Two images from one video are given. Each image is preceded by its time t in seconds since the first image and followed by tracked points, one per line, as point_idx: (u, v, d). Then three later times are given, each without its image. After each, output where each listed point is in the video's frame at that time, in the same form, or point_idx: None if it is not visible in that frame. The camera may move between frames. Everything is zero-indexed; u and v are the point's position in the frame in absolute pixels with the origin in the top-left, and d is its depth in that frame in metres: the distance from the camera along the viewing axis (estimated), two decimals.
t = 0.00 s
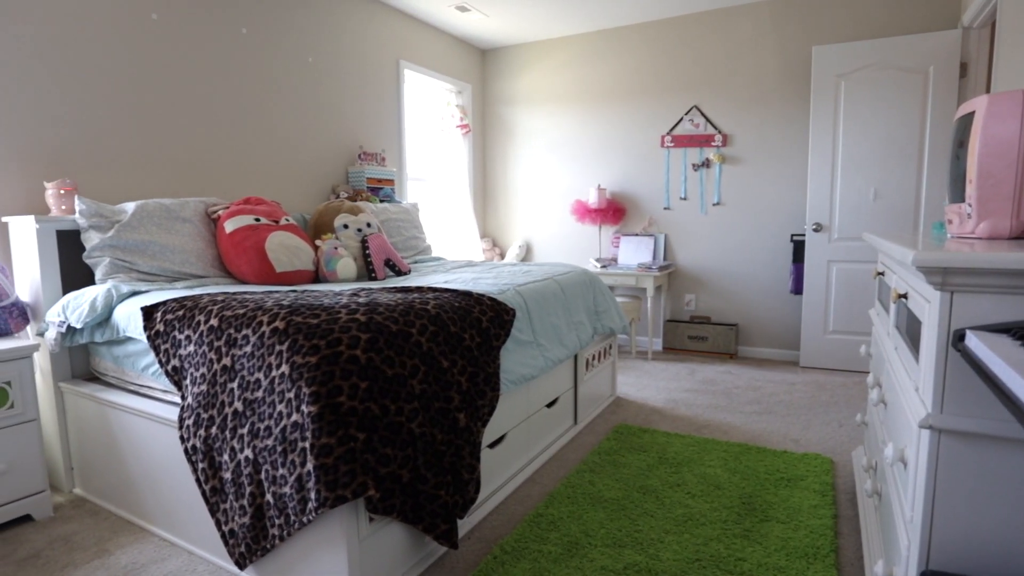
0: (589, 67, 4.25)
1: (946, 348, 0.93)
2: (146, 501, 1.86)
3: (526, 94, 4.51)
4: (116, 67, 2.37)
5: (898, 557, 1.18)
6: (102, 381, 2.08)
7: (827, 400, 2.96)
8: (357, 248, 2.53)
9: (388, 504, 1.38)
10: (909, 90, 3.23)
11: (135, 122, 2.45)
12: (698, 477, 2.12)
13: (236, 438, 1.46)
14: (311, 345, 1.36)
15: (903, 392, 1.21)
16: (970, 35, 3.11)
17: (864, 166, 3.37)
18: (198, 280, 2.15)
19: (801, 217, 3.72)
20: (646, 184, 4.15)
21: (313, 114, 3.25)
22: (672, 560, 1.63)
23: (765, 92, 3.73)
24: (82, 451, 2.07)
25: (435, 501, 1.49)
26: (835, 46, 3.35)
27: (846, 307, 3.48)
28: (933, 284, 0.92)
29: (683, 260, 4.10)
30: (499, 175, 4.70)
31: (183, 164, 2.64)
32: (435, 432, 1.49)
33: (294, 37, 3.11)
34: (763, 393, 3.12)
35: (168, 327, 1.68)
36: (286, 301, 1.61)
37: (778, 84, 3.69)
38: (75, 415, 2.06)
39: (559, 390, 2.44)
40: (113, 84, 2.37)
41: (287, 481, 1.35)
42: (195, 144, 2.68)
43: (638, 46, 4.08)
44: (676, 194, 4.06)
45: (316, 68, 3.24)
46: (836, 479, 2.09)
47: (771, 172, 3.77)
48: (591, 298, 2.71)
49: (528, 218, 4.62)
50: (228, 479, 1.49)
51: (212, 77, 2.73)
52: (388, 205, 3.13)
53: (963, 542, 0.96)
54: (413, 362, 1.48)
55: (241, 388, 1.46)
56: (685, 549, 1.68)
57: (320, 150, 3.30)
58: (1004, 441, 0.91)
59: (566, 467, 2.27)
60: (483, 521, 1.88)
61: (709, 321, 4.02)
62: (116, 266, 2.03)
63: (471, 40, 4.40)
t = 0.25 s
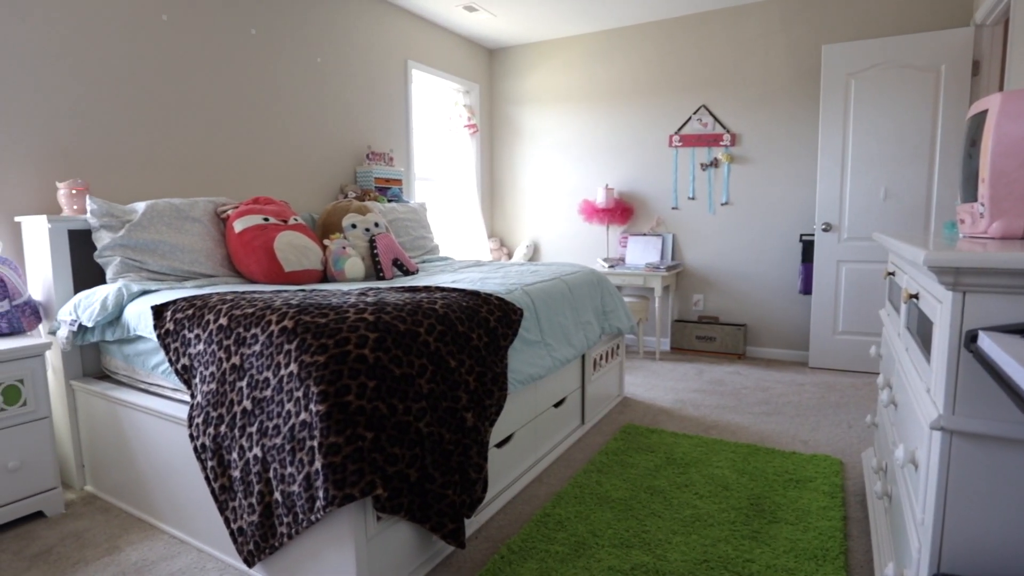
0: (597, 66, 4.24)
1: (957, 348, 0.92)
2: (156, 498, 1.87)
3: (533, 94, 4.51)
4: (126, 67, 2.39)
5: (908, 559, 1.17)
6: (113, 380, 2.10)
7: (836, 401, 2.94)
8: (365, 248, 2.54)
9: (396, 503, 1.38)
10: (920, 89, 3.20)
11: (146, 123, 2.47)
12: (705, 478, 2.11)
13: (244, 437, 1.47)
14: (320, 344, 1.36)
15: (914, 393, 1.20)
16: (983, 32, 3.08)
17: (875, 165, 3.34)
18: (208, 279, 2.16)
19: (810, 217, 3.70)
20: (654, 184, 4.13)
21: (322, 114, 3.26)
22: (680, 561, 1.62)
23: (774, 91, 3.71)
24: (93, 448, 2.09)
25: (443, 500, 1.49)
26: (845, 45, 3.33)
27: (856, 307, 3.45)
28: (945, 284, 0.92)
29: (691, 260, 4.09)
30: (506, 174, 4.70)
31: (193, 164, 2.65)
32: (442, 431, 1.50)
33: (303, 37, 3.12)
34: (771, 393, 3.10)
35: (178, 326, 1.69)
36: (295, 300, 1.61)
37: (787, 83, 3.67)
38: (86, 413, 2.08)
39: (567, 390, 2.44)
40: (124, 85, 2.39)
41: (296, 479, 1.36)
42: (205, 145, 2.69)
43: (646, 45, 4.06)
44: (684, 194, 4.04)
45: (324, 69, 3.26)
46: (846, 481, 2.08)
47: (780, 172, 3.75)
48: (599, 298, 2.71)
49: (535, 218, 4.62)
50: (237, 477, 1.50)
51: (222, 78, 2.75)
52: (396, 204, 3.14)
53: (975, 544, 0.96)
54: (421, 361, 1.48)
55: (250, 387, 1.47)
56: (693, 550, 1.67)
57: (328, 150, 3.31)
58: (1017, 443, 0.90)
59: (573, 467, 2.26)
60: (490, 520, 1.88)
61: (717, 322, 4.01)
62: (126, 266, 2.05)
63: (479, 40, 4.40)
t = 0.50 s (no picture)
0: (605, 65, 4.24)
1: (969, 349, 0.91)
2: (166, 496, 1.88)
3: (541, 94, 4.51)
4: (136, 68, 2.41)
5: (919, 561, 1.16)
6: (123, 378, 2.12)
7: (845, 402, 2.92)
8: (373, 247, 2.55)
9: (403, 502, 1.38)
10: (931, 87, 3.17)
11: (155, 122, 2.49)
12: (713, 478, 2.10)
13: (253, 435, 1.48)
14: (328, 342, 1.37)
15: (925, 393, 1.19)
16: (995, 30, 3.05)
17: (884, 165, 3.32)
18: (217, 278, 2.18)
19: (819, 216, 3.68)
20: (661, 184, 4.12)
21: (330, 114, 3.27)
22: (687, 562, 1.62)
23: (783, 90, 3.69)
24: (103, 446, 2.11)
25: (450, 499, 1.49)
26: (855, 43, 3.31)
27: (866, 308, 3.43)
28: (957, 284, 0.91)
29: (699, 260, 4.08)
30: (514, 174, 4.70)
31: (202, 163, 2.67)
32: (450, 430, 1.50)
33: (311, 38, 3.13)
34: (780, 394, 3.09)
35: (188, 324, 1.70)
36: (303, 299, 1.62)
37: (796, 82, 3.65)
38: (97, 410, 2.09)
39: (574, 389, 2.44)
40: (134, 85, 2.41)
41: (304, 478, 1.36)
42: (214, 144, 2.71)
43: (654, 44, 4.05)
44: (692, 194, 4.03)
45: (332, 69, 3.27)
46: (855, 482, 2.06)
47: (789, 171, 3.73)
48: (607, 298, 2.70)
49: (542, 218, 4.61)
50: (245, 475, 1.51)
51: (231, 78, 2.76)
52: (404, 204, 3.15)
53: (986, 546, 0.95)
54: (429, 360, 1.49)
55: (259, 385, 1.47)
56: (701, 550, 1.67)
57: (336, 150, 3.32)
58: None
59: (580, 467, 2.26)
60: (497, 520, 1.88)
61: (724, 322, 3.99)
62: (137, 265, 2.07)
63: (487, 40, 4.41)
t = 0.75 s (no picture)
0: (615, 64, 4.23)
1: (985, 349, 0.90)
2: (178, 493, 1.90)
3: (550, 93, 4.51)
4: (150, 69, 2.43)
5: (933, 564, 1.15)
6: (136, 376, 2.14)
7: (857, 404, 2.90)
8: (383, 246, 2.56)
9: (413, 500, 1.39)
10: (945, 86, 3.14)
11: (169, 123, 2.51)
12: (723, 479, 2.09)
13: (265, 433, 1.49)
14: (339, 341, 1.38)
15: (939, 395, 1.18)
16: (1011, 27, 3.02)
17: (897, 164, 3.29)
18: (228, 277, 2.19)
19: (831, 216, 3.65)
20: (671, 183, 4.11)
21: (340, 114, 3.29)
22: (697, 562, 1.61)
23: (794, 89, 3.66)
24: (117, 443, 2.13)
25: (460, 498, 1.50)
26: (867, 41, 3.28)
27: (878, 308, 3.40)
28: (973, 284, 0.90)
29: (708, 260, 4.06)
30: (523, 174, 4.70)
31: (214, 164, 2.69)
32: (460, 429, 1.50)
33: (322, 38, 3.15)
34: (790, 395, 3.07)
35: (200, 323, 1.71)
36: (314, 298, 1.63)
37: (807, 80, 3.62)
38: (111, 408, 2.12)
39: (583, 389, 2.44)
40: (148, 86, 2.43)
41: (315, 476, 1.37)
42: (226, 145, 2.73)
43: (664, 43, 4.04)
44: (702, 194, 4.01)
45: (343, 69, 3.28)
46: (867, 484, 2.05)
47: (800, 171, 3.70)
48: (616, 297, 2.70)
49: (552, 218, 4.61)
50: (257, 472, 1.52)
51: (243, 79, 2.78)
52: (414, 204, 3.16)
53: (1002, 550, 0.94)
54: (439, 359, 1.49)
55: (270, 384, 1.49)
56: (710, 551, 1.66)
57: (346, 150, 3.34)
58: None
59: (589, 467, 2.26)
60: (506, 519, 1.88)
61: (735, 322, 3.97)
62: (150, 264, 2.09)
63: (496, 39, 4.41)
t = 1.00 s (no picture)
0: (623, 64, 4.22)
1: (999, 351, 0.89)
2: (189, 490, 1.92)
3: (559, 93, 4.50)
4: (162, 70, 2.45)
5: (945, 567, 1.14)
6: (148, 374, 2.16)
7: (868, 405, 2.87)
8: (392, 246, 2.57)
9: (422, 499, 1.39)
10: (959, 84, 3.10)
11: (180, 124, 2.53)
12: (733, 480, 2.08)
13: (275, 432, 1.50)
14: (348, 341, 1.38)
15: (952, 397, 1.17)
16: None
17: (910, 163, 3.26)
18: (239, 277, 2.21)
19: (842, 216, 3.62)
20: (680, 183, 4.09)
21: (349, 114, 3.30)
22: (706, 564, 1.61)
23: (805, 88, 3.64)
24: (129, 440, 2.15)
25: (468, 497, 1.50)
26: (879, 40, 3.25)
27: (890, 309, 3.37)
28: (987, 284, 0.89)
29: (718, 260, 4.04)
30: (531, 173, 4.70)
31: (225, 164, 2.71)
32: (468, 429, 1.51)
33: (332, 39, 3.16)
34: (800, 396, 3.05)
35: (211, 322, 1.73)
36: (324, 298, 1.64)
37: (818, 79, 3.60)
38: (123, 406, 2.14)
39: (592, 389, 2.43)
40: (159, 86, 2.45)
41: (324, 474, 1.38)
42: (236, 145, 2.75)
43: (673, 42, 4.03)
44: (712, 193, 3.99)
45: (352, 70, 3.30)
46: (878, 486, 2.03)
47: (811, 170, 3.68)
48: (625, 297, 2.69)
49: (560, 217, 4.61)
50: (267, 471, 1.53)
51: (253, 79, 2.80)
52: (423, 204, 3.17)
53: (1016, 553, 0.93)
54: (448, 359, 1.49)
55: (280, 382, 1.49)
56: (719, 552, 1.65)
57: (356, 150, 3.35)
58: None
59: (598, 467, 2.26)
60: (514, 519, 1.89)
61: (744, 322, 3.95)
62: (161, 264, 2.11)
63: (505, 39, 4.41)
